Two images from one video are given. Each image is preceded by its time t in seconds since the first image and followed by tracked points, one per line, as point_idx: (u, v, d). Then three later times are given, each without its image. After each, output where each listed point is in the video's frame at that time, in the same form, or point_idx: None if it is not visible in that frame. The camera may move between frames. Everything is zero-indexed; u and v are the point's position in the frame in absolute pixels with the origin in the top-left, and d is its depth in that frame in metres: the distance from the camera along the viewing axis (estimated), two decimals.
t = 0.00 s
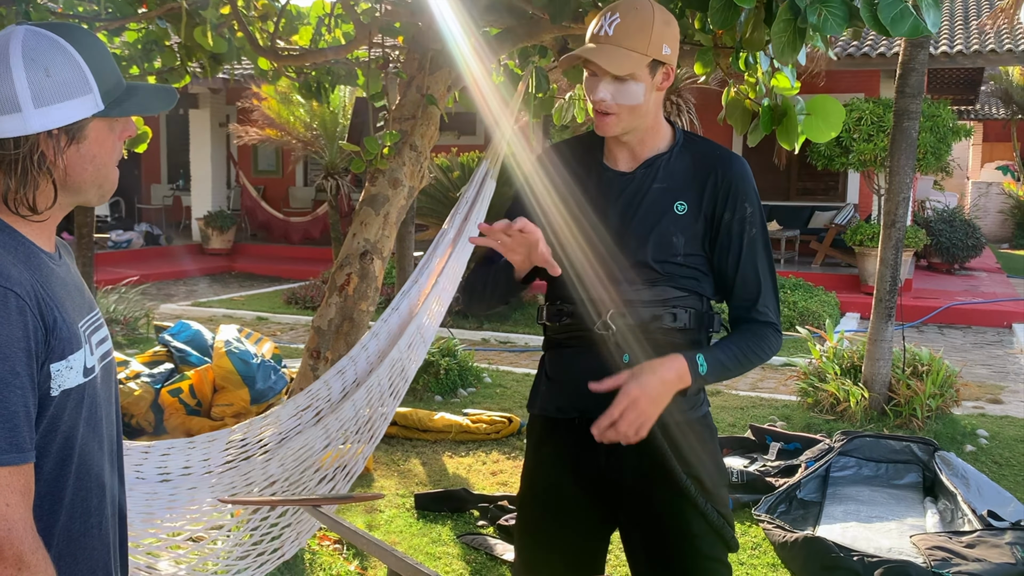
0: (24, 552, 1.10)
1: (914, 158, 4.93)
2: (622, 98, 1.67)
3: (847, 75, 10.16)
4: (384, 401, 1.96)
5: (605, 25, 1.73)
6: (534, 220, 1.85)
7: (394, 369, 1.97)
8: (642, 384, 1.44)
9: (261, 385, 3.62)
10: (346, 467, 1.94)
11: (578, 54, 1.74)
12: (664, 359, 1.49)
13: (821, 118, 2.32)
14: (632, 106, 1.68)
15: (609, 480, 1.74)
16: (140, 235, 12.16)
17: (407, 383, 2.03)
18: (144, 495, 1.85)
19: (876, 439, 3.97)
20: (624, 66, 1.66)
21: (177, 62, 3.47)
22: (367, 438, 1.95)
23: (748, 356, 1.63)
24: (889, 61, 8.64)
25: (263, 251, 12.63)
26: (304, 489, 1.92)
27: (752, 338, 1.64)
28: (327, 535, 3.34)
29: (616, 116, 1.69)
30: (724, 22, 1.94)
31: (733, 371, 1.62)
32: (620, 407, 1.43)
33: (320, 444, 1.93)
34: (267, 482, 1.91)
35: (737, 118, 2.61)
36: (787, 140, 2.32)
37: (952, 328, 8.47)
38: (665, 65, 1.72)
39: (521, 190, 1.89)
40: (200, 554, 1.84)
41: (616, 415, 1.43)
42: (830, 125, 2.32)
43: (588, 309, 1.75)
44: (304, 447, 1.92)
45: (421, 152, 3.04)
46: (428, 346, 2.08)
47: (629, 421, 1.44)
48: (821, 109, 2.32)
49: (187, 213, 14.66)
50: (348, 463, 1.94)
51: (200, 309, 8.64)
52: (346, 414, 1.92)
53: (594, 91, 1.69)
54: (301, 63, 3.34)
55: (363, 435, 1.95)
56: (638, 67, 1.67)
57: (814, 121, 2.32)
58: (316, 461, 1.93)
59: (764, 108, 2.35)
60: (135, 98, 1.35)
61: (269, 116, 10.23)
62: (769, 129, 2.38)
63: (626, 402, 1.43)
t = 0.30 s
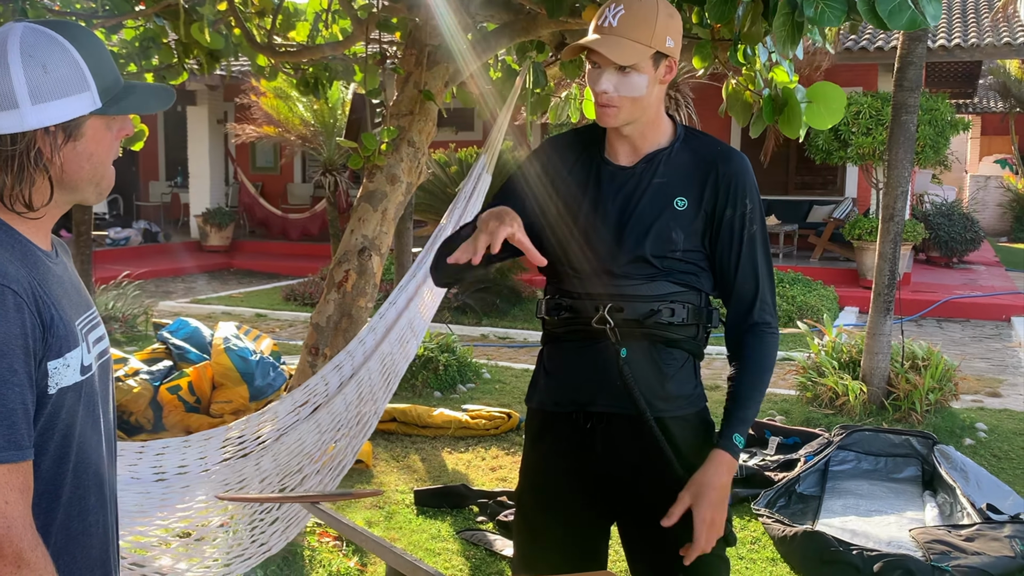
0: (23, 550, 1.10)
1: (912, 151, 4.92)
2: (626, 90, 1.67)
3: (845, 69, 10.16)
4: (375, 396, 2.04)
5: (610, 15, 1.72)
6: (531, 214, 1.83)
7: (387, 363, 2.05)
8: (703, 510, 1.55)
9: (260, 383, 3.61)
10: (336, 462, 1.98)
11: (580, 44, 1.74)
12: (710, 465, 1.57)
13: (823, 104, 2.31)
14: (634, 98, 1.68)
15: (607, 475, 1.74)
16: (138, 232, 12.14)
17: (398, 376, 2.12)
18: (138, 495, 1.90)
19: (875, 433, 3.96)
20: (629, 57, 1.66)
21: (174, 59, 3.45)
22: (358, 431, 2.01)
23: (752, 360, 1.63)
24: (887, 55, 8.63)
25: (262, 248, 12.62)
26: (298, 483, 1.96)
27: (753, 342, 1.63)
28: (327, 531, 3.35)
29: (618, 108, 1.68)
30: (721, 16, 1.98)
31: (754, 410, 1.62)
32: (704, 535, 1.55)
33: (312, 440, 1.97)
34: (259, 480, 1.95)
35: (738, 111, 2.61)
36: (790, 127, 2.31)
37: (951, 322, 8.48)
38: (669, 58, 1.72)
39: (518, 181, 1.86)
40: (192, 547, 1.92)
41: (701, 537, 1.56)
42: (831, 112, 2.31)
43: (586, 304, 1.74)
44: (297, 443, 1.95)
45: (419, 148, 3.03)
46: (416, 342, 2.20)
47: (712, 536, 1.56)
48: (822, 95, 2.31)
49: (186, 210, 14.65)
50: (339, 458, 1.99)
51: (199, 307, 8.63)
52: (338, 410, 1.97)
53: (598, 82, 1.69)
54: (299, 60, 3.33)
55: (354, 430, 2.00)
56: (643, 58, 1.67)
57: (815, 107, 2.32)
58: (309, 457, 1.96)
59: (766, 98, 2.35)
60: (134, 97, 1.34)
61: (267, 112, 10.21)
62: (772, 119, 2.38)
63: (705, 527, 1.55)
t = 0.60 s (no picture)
0: (20, 550, 1.10)
1: (910, 148, 4.93)
2: (617, 85, 1.67)
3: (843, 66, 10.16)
4: (367, 397, 2.43)
5: (597, 12, 1.74)
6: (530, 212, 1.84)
7: (380, 365, 2.42)
8: (753, 541, 1.69)
9: (260, 382, 3.61)
10: (323, 456, 2.34)
11: (571, 41, 1.74)
12: (742, 500, 1.67)
13: (815, 107, 2.30)
14: (627, 92, 1.67)
15: (606, 471, 1.75)
16: (137, 232, 12.13)
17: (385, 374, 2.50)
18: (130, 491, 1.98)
19: (873, 430, 3.97)
20: (615, 52, 1.66)
21: (173, 58, 3.45)
22: (344, 430, 2.37)
23: (755, 361, 1.66)
24: (885, 51, 8.63)
25: (260, 246, 12.61)
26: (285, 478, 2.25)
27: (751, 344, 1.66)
28: (326, 530, 3.36)
29: (613, 103, 1.68)
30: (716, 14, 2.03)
31: (762, 411, 1.67)
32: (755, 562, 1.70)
33: (305, 436, 2.24)
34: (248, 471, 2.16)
35: (733, 109, 2.60)
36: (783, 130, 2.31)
37: (949, 318, 8.49)
38: (660, 52, 1.71)
39: (517, 176, 1.86)
40: (174, 537, 2.06)
41: (754, 564, 1.70)
42: (824, 115, 2.31)
43: (582, 299, 1.74)
44: (291, 442, 2.21)
45: (417, 146, 3.03)
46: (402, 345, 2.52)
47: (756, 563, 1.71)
48: (814, 98, 2.30)
49: (185, 209, 14.64)
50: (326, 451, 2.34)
51: (197, 306, 8.63)
52: (336, 406, 2.30)
53: (588, 77, 1.69)
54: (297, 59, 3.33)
55: (345, 427, 2.38)
56: (630, 52, 1.67)
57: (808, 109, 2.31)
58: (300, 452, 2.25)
59: (761, 99, 2.34)
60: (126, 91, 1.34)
61: (265, 111, 10.20)
62: (766, 120, 2.37)
63: (756, 555, 1.69)
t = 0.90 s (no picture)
0: (21, 550, 1.11)
1: (909, 148, 4.93)
2: (616, 83, 1.67)
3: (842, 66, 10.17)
4: (363, 394, 2.06)
5: (601, 11, 1.75)
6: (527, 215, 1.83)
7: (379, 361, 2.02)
8: (745, 544, 1.61)
9: (259, 383, 3.62)
10: (317, 456, 2.04)
11: (573, 38, 1.75)
12: (736, 504, 1.63)
13: (818, 103, 2.30)
14: (626, 91, 1.68)
15: (604, 472, 1.75)
16: (137, 233, 12.12)
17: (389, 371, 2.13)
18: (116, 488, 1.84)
19: (873, 430, 3.98)
20: (615, 50, 1.67)
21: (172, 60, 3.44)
22: (343, 426, 2.07)
23: (754, 364, 1.64)
24: (884, 51, 8.64)
25: (260, 247, 12.61)
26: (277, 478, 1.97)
27: (749, 347, 1.64)
28: (325, 530, 3.36)
29: (611, 100, 1.68)
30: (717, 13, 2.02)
31: (763, 414, 1.65)
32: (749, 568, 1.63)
33: (296, 435, 1.96)
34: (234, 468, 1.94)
35: (734, 107, 2.61)
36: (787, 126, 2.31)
37: (948, 318, 8.49)
38: (661, 53, 1.71)
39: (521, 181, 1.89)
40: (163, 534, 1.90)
41: (746, 569, 1.63)
42: (828, 111, 2.30)
43: (580, 301, 1.76)
44: (280, 440, 1.93)
45: (416, 147, 3.04)
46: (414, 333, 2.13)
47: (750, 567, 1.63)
48: (817, 94, 2.30)
49: (184, 210, 14.64)
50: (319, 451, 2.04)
51: (197, 306, 8.63)
52: (327, 405, 1.95)
53: (589, 75, 1.70)
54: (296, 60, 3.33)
55: (340, 426, 2.06)
56: (631, 51, 1.67)
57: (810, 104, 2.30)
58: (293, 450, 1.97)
59: (761, 96, 2.36)
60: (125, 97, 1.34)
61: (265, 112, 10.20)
62: (767, 116, 2.38)
63: (749, 559, 1.62)
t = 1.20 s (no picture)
0: (22, 549, 1.11)
1: (910, 149, 4.93)
2: (621, 86, 1.67)
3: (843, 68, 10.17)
4: (349, 393, 2.09)
5: (604, 14, 1.75)
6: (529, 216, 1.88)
7: (364, 361, 2.07)
8: (726, 552, 1.56)
9: (260, 383, 3.61)
10: (303, 453, 2.03)
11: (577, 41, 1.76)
12: (723, 509, 1.57)
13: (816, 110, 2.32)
14: (631, 94, 1.68)
15: (603, 473, 1.74)
16: (137, 233, 12.12)
17: (373, 373, 2.15)
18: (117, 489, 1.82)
19: (873, 431, 3.97)
20: (619, 52, 1.67)
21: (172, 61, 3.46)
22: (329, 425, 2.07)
23: (751, 368, 1.59)
24: (885, 52, 8.64)
25: (261, 249, 12.61)
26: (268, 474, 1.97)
27: (746, 350, 1.59)
28: (325, 531, 3.35)
29: (617, 104, 1.69)
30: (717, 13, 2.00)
31: (762, 421, 1.58)
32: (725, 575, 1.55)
33: (286, 433, 1.96)
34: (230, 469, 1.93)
35: (734, 109, 2.61)
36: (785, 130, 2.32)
37: (949, 320, 8.48)
38: (666, 54, 1.70)
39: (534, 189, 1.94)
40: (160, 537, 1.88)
41: None
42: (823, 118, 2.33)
43: (580, 301, 1.79)
44: (271, 438, 1.94)
45: (417, 148, 3.04)
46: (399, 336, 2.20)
47: None
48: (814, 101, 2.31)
49: (185, 211, 14.64)
50: (308, 449, 2.04)
51: (197, 307, 8.63)
52: (316, 403, 1.98)
53: (595, 78, 1.71)
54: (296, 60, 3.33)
55: (327, 425, 2.07)
56: (633, 53, 1.68)
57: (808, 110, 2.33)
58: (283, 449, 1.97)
59: (760, 99, 2.36)
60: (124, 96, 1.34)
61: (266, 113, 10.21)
62: (766, 120, 2.38)
63: (728, 567, 1.56)
